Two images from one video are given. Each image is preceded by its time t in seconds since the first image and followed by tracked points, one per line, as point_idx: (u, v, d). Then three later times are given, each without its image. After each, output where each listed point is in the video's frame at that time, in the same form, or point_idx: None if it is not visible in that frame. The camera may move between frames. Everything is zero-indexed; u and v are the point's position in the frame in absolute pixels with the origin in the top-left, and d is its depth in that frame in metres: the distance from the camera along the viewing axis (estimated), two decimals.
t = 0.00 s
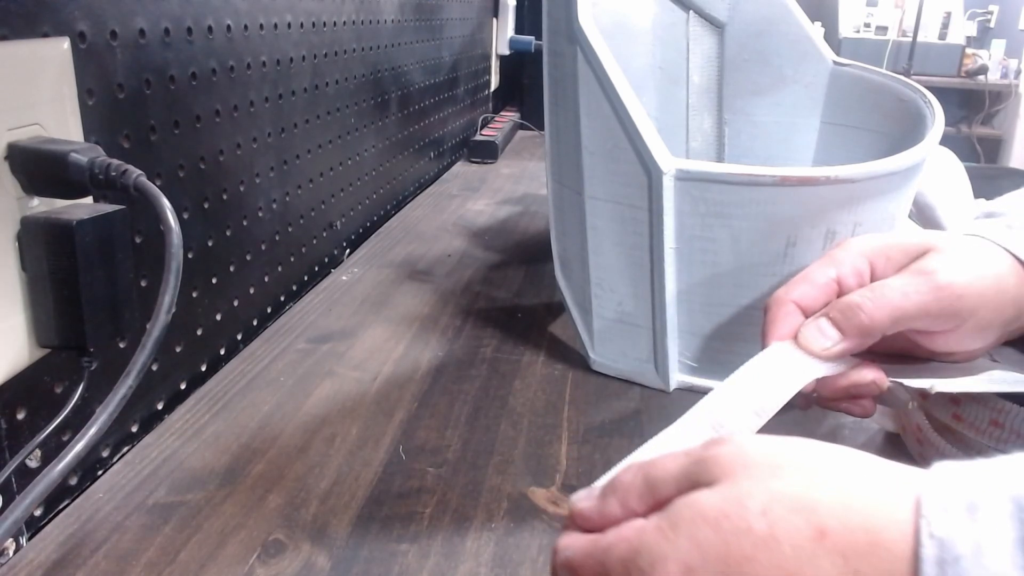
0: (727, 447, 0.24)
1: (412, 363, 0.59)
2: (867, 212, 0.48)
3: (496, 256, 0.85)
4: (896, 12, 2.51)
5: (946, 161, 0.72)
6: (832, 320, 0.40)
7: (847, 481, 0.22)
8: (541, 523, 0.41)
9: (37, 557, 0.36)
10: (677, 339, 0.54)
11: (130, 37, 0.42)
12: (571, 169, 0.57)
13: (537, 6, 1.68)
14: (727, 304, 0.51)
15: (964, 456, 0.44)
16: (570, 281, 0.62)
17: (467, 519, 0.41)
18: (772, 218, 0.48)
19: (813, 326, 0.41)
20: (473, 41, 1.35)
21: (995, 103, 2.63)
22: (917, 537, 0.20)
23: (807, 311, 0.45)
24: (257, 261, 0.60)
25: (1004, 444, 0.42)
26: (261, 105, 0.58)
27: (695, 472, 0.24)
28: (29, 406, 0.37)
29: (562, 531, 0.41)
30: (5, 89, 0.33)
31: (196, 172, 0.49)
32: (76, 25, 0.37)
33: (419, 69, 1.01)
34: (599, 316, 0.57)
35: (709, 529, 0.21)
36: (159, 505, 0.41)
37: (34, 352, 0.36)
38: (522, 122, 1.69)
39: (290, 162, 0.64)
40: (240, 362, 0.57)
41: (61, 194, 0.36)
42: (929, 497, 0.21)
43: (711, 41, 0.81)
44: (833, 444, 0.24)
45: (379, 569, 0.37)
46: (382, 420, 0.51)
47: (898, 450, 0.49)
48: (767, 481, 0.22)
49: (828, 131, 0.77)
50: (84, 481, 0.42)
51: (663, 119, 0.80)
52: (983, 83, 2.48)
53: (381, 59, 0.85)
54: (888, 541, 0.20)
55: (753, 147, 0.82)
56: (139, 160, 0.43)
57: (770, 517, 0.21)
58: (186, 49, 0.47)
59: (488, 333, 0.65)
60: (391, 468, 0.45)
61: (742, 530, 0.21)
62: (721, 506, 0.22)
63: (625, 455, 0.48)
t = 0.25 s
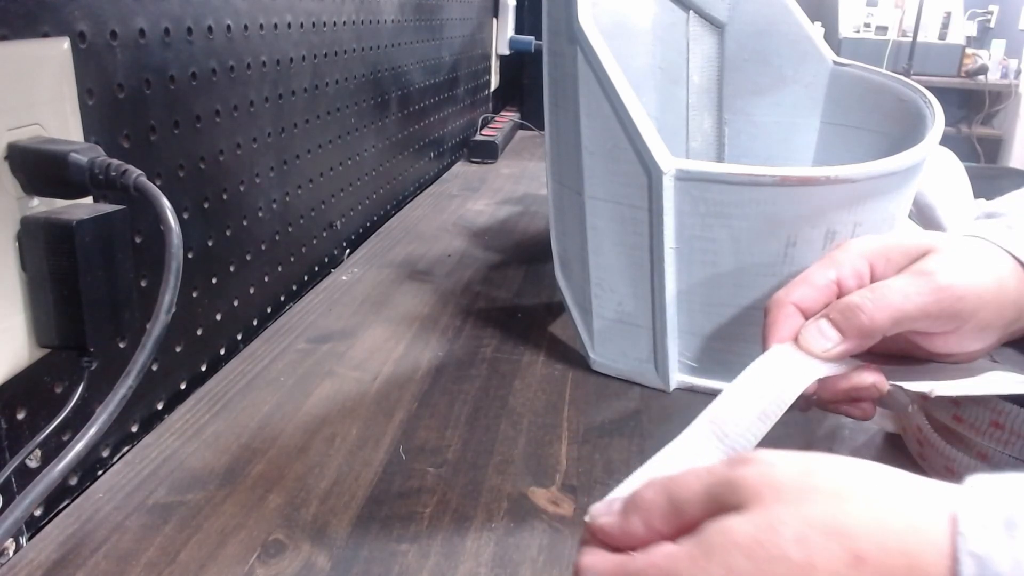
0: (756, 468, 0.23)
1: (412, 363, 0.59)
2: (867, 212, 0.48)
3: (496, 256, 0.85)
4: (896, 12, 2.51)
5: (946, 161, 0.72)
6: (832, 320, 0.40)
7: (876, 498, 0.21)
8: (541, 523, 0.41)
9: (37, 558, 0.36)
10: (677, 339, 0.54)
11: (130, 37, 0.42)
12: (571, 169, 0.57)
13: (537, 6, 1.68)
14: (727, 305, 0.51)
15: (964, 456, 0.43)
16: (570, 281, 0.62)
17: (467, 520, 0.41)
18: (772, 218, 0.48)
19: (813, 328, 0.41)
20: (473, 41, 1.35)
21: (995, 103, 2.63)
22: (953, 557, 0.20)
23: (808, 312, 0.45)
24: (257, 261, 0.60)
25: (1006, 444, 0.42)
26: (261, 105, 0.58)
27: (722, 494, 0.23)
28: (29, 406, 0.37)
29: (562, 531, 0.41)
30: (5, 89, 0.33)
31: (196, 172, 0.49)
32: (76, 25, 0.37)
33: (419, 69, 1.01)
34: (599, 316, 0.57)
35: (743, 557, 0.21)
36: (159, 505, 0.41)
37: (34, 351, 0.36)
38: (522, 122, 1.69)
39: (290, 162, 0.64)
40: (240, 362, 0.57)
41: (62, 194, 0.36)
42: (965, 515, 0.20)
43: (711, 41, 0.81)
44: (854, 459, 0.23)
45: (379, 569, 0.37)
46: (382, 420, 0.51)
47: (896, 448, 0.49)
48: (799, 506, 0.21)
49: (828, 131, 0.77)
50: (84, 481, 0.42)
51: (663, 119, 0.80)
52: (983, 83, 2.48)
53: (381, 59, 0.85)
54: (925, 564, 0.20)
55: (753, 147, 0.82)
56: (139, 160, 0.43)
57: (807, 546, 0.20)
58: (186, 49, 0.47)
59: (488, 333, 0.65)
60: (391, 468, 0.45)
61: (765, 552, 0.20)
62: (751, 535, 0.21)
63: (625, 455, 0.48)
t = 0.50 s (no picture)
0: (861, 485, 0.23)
1: (412, 363, 0.59)
2: (866, 212, 0.48)
3: (496, 256, 0.85)
4: (896, 12, 2.51)
5: (946, 161, 0.72)
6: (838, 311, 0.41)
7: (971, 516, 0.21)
8: (541, 523, 0.41)
9: (37, 558, 0.36)
10: (677, 340, 0.54)
11: (130, 37, 0.42)
12: (571, 169, 0.57)
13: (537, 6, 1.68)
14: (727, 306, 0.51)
15: (969, 455, 0.44)
16: (570, 281, 0.62)
17: (466, 519, 0.41)
18: (771, 218, 0.48)
19: (819, 321, 0.42)
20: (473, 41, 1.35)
21: (994, 103, 2.63)
22: None
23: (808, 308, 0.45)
24: (257, 261, 0.60)
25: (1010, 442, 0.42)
26: (261, 105, 0.58)
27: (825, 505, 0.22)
28: (28, 407, 0.37)
29: (562, 531, 0.41)
30: (6, 89, 0.33)
31: (196, 172, 0.49)
32: (76, 25, 0.37)
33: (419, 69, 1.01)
34: (599, 316, 0.57)
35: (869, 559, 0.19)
36: (159, 505, 0.41)
37: (34, 351, 0.36)
38: (522, 122, 1.69)
39: (291, 162, 0.64)
40: (240, 362, 0.57)
41: (62, 194, 0.36)
42: None
43: (711, 41, 0.81)
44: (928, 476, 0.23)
45: (379, 569, 0.37)
46: (382, 420, 0.51)
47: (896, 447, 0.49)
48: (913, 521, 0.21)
49: (828, 131, 0.77)
50: (84, 481, 0.42)
51: (663, 119, 0.80)
52: (983, 83, 2.48)
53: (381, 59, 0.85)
54: None
55: (753, 147, 0.82)
56: (139, 160, 0.43)
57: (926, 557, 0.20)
58: (186, 49, 0.47)
59: (488, 333, 0.65)
60: (391, 468, 0.45)
61: (902, 517, 0.16)
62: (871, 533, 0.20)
63: (625, 455, 0.48)
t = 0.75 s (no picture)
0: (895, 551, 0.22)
1: (412, 363, 0.59)
2: (867, 212, 0.48)
3: (496, 256, 0.85)
4: (895, 12, 2.51)
5: (946, 161, 0.72)
6: (856, 346, 0.40)
7: None
8: (541, 523, 0.41)
9: (37, 558, 0.36)
10: (677, 340, 0.54)
11: (130, 37, 0.42)
12: (571, 169, 0.57)
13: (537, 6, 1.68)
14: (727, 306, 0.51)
15: (979, 455, 0.44)
16: (570, 281, 0.62)
17: (466, 519, 0.41)
18: (772, 218, 0.48)
19: (835, 353, 0.41)
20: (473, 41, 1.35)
21: (994, 103, 2.63)
22: None
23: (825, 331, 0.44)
24: (257, 261, 0.60)
25: (1018, 443, 0.42)
26: (261, 105, 0.58)
27: None
28: (29, 406, 0.37)
29: (562, 531, 0.41)
30: (6, 88, 0.33)
31: (196, 172, 0.49)
32: (76, 25, 0.37)
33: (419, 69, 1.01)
34: (599, 316, 0.57)
35: None
36: (159, 505, 0.41)
37: (34, 351, 0.36)
38: (522, 122, 1.69)
39: (290, 162, 0.64)
40: (240, 362, 0.57)
41: (61, 194, 0.36)
42: None
43: (711, 41, 0.81)
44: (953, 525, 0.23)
45: (379, 569, 0.37)
46: (382, 420, 0.51)
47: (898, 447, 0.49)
48: None
49: (828, 130, 0.77)
50: (84, 481, 0.42)
51: (663, 119, 0.80)
52: (983, 83, 2.48)
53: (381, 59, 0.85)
54: None
55: (752, 147, 0.82)
56: (140, 160, 0.43)
57: None
58: (186, 49, 0.47)
59: (488, 333, 0.65)
60: (391, 468, 0.45)
61: (1001, 554, 0.20)
62: None
63: (625, 455, 0.48)
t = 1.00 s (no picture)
0: None
1: (412, 364, 0.59)
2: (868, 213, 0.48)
3: (496, 256, 0.85)
4: (896, 12, 2.51)
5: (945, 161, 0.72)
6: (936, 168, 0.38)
7: None
8: (541, 523, 0.41)
9: (37, 557, 0.36)
10: (677, 340, 0.54)
11: (130, 37, 0.42)
12: (571, 169, 0.57)
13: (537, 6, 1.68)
14: (728, 305, 0.51)
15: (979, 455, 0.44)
16: (570, 281, 0.62)
17: (466, 519, 0.41)
18: (772, 218, 0.48)
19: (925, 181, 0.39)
20: (473, 41, 1.35)
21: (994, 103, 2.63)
22: None
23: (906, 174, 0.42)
24: (257, 261, 0.60)
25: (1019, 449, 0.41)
26: (261, 105, 0.58)
27: None
28: (29, 406, 0.37)
29: (562, 531, 0.41)
30: (7, 88, 0.33)
31: (196, 172, 0.49)
32: (76, 26, 0.37)
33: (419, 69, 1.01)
34: (599, 316, 0.57)
35: None
36: (159, 505, 0.41)
37: (34, 351, 0.36)
38: (522, 122, 1.69)
39: (290, 162, 0.64)
40: (240, 362, 0.57)
41: (62, 195, 0.36)
42: None
43: (711, 41, 0.81)
44: None
45: (379, 569, 0.37)
46: (382, 420, 0.51)
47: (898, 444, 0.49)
48: None
49: (828, 130, 0.77)
50: (84, 481, 0.42)
51: (663, 119, 0.81)
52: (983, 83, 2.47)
53: (381, 59, 0.85)
54: None
55: (753, 147, 0.82)
56: (140, 160, 0.43)
57: None
58: (186, 49, 0.47)
59: (488, 333, 0.65)
60: (391, 468, 0.45)
61: None
62: None
63: (625, 455, 0.48)
